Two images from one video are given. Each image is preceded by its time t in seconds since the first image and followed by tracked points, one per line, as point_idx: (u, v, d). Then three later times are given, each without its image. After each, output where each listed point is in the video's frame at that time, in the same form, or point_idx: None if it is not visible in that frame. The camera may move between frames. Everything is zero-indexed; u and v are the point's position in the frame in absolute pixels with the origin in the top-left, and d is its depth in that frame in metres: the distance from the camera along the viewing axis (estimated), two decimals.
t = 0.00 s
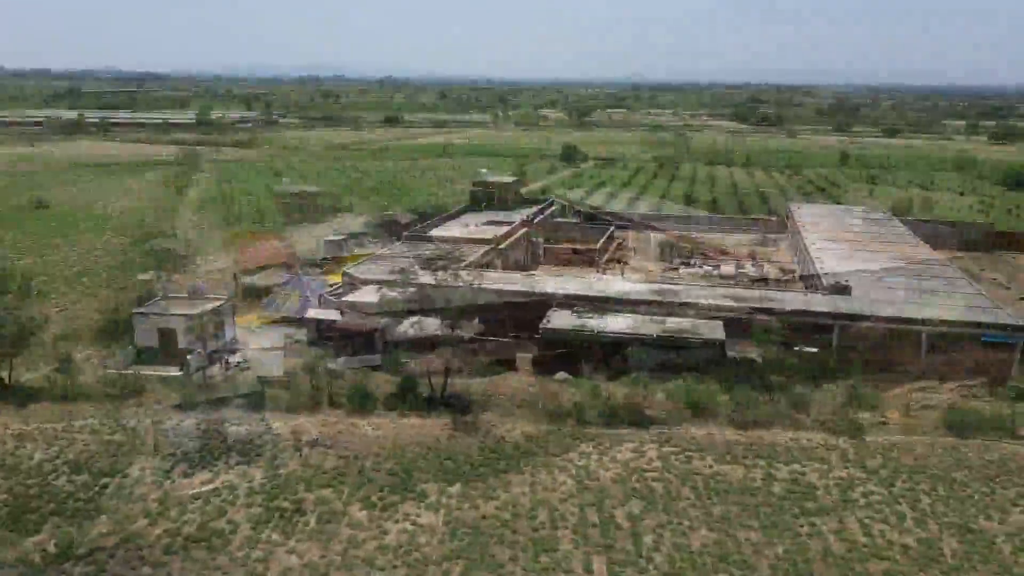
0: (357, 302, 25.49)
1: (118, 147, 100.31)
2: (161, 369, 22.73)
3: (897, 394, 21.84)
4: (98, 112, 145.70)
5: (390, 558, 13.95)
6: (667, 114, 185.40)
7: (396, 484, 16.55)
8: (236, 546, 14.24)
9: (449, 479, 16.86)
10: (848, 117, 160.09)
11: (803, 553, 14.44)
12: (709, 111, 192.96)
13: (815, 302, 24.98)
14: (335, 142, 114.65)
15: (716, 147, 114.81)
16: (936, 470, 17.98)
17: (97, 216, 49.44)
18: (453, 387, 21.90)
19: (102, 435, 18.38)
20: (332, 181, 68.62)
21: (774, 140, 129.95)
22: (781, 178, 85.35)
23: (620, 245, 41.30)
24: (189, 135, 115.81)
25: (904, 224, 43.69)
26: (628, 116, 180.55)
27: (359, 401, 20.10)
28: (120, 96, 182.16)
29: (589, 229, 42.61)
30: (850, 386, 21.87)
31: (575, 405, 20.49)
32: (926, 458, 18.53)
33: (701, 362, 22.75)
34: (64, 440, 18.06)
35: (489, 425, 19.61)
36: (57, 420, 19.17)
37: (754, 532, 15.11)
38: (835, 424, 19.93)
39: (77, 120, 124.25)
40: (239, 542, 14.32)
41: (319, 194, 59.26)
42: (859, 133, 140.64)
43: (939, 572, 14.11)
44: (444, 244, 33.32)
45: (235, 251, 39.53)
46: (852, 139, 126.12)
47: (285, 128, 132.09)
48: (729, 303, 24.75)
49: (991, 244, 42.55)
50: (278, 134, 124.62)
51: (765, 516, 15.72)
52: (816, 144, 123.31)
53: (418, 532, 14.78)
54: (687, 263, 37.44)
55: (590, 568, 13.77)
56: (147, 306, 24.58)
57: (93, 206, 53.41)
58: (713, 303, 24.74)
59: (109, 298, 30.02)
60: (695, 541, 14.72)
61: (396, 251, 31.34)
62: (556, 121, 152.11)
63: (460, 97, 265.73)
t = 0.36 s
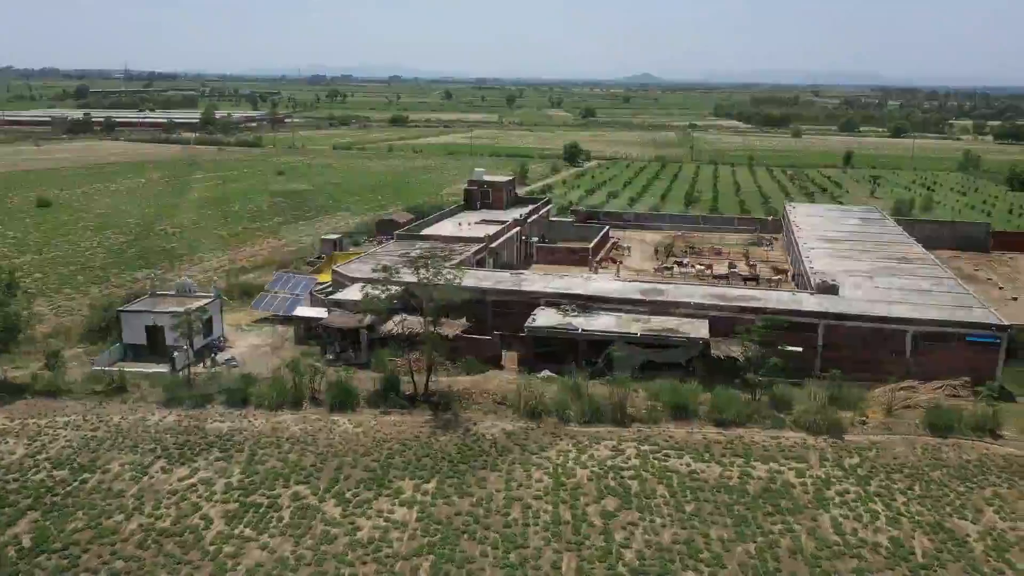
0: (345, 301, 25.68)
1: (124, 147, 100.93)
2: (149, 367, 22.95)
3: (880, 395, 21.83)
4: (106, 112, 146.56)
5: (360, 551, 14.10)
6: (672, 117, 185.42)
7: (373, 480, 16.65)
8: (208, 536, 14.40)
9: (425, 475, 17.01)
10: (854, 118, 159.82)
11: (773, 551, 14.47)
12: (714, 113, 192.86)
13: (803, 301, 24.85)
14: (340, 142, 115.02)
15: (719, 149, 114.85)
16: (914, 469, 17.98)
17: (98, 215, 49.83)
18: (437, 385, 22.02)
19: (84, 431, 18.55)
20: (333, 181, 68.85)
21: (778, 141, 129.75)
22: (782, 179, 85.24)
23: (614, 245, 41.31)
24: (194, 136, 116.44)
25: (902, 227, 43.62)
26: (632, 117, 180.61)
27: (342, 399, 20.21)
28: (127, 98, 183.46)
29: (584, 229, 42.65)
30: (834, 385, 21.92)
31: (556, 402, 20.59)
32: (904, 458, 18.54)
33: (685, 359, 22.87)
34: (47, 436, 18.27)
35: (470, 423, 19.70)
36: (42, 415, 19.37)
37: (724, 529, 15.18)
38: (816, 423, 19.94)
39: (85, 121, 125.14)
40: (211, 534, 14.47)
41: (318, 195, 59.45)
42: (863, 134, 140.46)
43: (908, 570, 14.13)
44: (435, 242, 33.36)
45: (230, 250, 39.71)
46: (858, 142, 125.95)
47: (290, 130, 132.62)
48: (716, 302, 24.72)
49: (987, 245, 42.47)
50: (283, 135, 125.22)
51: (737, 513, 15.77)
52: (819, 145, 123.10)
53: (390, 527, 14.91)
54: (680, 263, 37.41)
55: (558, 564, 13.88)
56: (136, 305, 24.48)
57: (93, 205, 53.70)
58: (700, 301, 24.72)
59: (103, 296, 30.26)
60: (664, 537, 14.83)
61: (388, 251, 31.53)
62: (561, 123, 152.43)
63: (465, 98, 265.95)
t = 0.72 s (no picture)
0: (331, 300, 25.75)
1: (125, 146, 101.14)
2: (134, 364, 23.08)
3: (862, 395, 21.80)
4: (109, 112, 146.93)
5: (330, 547, 14.19)
6: (674, 117, 185.16)
7: (347, 478, 16.73)
8: (180, 532, 14.50)
9: (400, 472, 17.08)
10: (857, 117, 159.50)
11: (742, 549, 14.51)
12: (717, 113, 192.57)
13: (787, 301, 24.84)
14: (341, 142, 115.13)
15: (721, 150, 114.68)
16: (890, 469, 18.00)
17: (95, 214, 50.00)
18: (418, 383, 22.06)
19: (65, 429, 18.66)
20: (331, 181, 68.96)
21: (779, 141, 129.50)
22: (782, 178, 85.02)
23: (607, 244, 41.29)
24: (195, 136, 116.63)
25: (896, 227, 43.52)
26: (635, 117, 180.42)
27: (322, 397, 20.30)
28: (130, 99, 183.99)
29: (577, 228, 42.64)
30: (815, 385, 21.92)
31: (536, 401, 20.64)
32: (881, 458, 18.54)
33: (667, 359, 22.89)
34: (27, 432, 18.39)
35: (449, 421, 19.74)
36: (24, 412, 19.50)
37: (695, 527, 15.23)
38: (796, 422, 19.95)
39: (87, 121, 125.45)
40: (183, 530, 14.58)
41: (315, 194, 59.57)
42: (866, 134, 140.13)
43: (876, 568, 14.16)
44: (425, 241, 33.41)
45: (223, 249, 39.82)
46: (860, 141, 125.64)
47: (291, 130, 132.78)
48: (700, 301, 24.76)
49: (981, 245, 42.37)
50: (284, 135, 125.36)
51: (708, 512, 15.81)
52: (821, 145, 122.87)
53: (361, 524, 14.98)
54: (672, 262, 37.38)
55: (526, 562, 13.94)
56: (123, 304, 24.48)
57: (89, 204, 53.93)
58: (684, 300, 24.74)
59: (93, 294, 30.39)
60: (634, 535, 14.87)
61: (377, 250, 31.60)
62: (563, 123, 152.38)
63: (469, 98, 266.42)
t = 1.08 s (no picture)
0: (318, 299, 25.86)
1: (127, 147, 101.49)
2: (120, 362, 23.21)
3: (844, 394, 21.80)
4: (113, 113, 147.33)
5: (302, 544, 14.28)
6: (678, 117, 184.98)
7: (323, 476, 16.81)
8: (152, 529, 14.60)
9: (376, 470, 17.15)
10: (861, 118, 159.17)
11: (712, 548, 14.54)
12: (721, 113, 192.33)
13: (772, 301, 24.84)
14: (343, 142, 115.28)
15: (723, 150, 114.50)
16: (866, 468, 18.00)
17: (93, 213, 50.19)
18: (401, 382, 22.14)
19: (46, 426, 18.79)
20: (330, 181, 69.06)
21: (782, 141, 129.29)
22: (783, 178, 84.90)
23: (600, 244, 41.32)
24: (198, 136, 116.95)
25: (891, 227, 43.43)
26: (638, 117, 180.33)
27: (304, 395, 20.42)
28: (135, 99, 184.66)
29: (571, 228, 42.70)
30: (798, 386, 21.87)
31: (517, 400, 20.68)
32: (859, 458, 18.54)
33: (650, 359, 22.99)
34: (8, 429, 18.51)
35: (429, 419, 19.83)
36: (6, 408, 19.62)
37: (667, 526, 15.26)
38: (775, 422, 19.96)
39: (91, 121, 125.83)
40: (156, 527, 14.67)
41: (313, 194, 59.77)
42: (869, 134, 139.83)
43: (845, 568, 14.17)
44: (416, 240, 33.51)
45: (217, 248, 40.00)
46: (863, 142, 125.33)
47: (294, 130, 133.05)
48: (685, 301, 24.78)
49: (978, 246, 42.23)
50: (287, 135, 125.56)
51: (681, 512, 15.84)
52: (824, 145, 122.38)
53: (334, 522, 15.06)
54: (664, 262, 37.41)
55: (494, 560, 13.99)
56: (110, 302, 24.60)
57: (88, 204, 54.26)
58: (668, 300, 24.77)
59: (84, 293, 30.52)
60: (605, 534, 14.91)
61: (366, 250, 31.68)
62: (565, 124, 152.40)
63: (473, 98, 266.45)
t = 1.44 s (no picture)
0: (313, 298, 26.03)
1: (141, 146, 102.27)
2: (115, 360, 23.44)
3: (835, 395, 21.71)
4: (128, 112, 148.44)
5: (280, 539, 14.39)
6: (692, 117, 184.29)
7: (307, 473, 16.93)
8: (134, 523, 14.76)
9: (360, 468, 17.25)
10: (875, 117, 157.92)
11: (690, 549, 14.52)
12: (735, 113, 191.29)
13: (765, 301, 24.78)
14: (354, 142, 115.57)
15: (735, 150, 113.91)
16: (852, 470, 17.92)
17: (102, 213, 50.69)
18: (393, 380, 22.24)
19: (38, 421, 19.02)
20: (339, 180, 69.31)
21: (794, 142, 128.59)
22: (793, 179, 84.46)
23: (601, 245, 41.29)
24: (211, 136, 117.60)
25: (896, 229, 43.11)
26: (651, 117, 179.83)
27: (294, 392, 20.57)
28: (151, 99, 185.90)
29: (573, 228, 42.71)
30: (789, 387, 21.78)
31: (505, 399, 20.71)
32: (846, 459, 18.46)
33: (641, 358, 22.97)
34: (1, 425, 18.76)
35: (417, 417, 19.92)
36: None
37: (646, 526, 15.26)
38: (764, 422, 19.89)
39: (106, 120, 126.81)
40: (138, 521, 14.83)
41: (320, 194, 60.10)
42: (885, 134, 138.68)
43: (822, 570, 14.11)
44: (414, 240, 33.63)
45: (220, 248, 40.31)
46: (876, 142, 124.35)
47: (306, 130, 133.51)
48: (677, 301, 24.75)
49: (984, 247, 41.86)
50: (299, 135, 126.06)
51: (661, 511, 15.83)
52: (837, 146, 121.53)
53: (314, 518, 15.17)
54: (664, 262, 37.33)
55: (470, 557, 14.03)
56: (108, 300, 24.85)
57: (97, 203, 54.84)
58: (661, 299, 24.75)
59: (86, 291, 30.84)
60: (583, 532, 14.94)
61: (363, 249, 31.84)
62: (577, 124, 152.12)
63: (487, 99, 266.98)
